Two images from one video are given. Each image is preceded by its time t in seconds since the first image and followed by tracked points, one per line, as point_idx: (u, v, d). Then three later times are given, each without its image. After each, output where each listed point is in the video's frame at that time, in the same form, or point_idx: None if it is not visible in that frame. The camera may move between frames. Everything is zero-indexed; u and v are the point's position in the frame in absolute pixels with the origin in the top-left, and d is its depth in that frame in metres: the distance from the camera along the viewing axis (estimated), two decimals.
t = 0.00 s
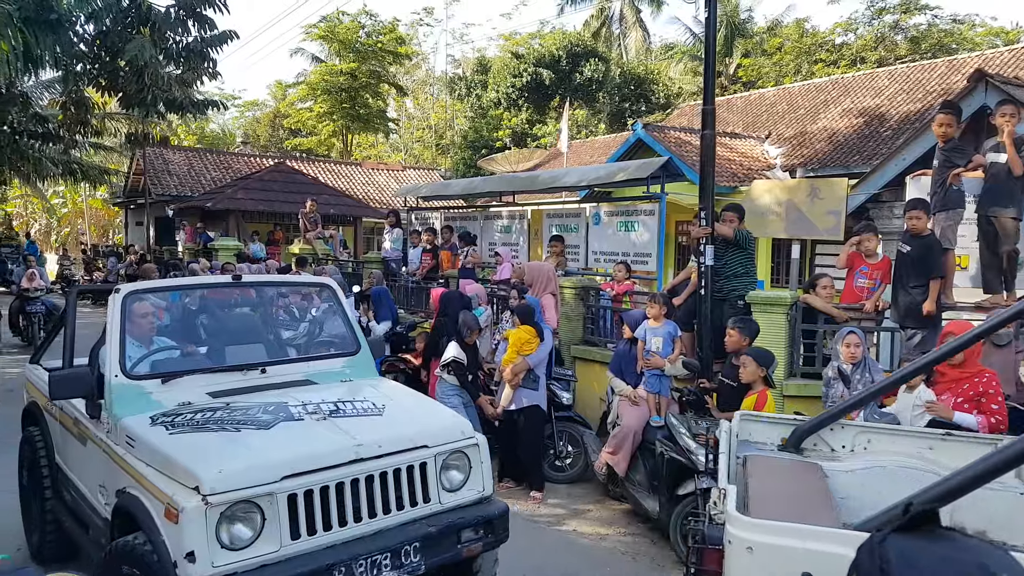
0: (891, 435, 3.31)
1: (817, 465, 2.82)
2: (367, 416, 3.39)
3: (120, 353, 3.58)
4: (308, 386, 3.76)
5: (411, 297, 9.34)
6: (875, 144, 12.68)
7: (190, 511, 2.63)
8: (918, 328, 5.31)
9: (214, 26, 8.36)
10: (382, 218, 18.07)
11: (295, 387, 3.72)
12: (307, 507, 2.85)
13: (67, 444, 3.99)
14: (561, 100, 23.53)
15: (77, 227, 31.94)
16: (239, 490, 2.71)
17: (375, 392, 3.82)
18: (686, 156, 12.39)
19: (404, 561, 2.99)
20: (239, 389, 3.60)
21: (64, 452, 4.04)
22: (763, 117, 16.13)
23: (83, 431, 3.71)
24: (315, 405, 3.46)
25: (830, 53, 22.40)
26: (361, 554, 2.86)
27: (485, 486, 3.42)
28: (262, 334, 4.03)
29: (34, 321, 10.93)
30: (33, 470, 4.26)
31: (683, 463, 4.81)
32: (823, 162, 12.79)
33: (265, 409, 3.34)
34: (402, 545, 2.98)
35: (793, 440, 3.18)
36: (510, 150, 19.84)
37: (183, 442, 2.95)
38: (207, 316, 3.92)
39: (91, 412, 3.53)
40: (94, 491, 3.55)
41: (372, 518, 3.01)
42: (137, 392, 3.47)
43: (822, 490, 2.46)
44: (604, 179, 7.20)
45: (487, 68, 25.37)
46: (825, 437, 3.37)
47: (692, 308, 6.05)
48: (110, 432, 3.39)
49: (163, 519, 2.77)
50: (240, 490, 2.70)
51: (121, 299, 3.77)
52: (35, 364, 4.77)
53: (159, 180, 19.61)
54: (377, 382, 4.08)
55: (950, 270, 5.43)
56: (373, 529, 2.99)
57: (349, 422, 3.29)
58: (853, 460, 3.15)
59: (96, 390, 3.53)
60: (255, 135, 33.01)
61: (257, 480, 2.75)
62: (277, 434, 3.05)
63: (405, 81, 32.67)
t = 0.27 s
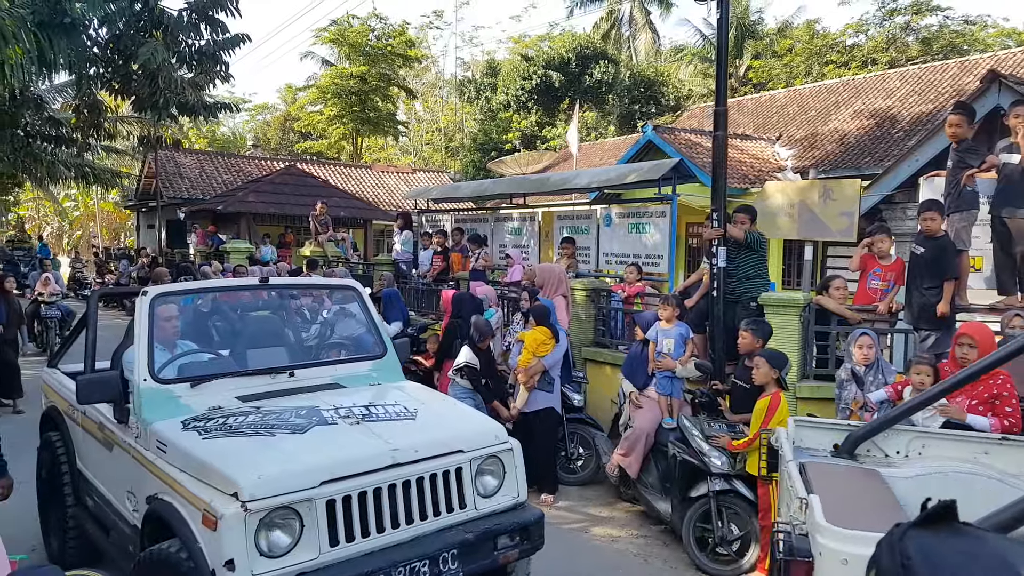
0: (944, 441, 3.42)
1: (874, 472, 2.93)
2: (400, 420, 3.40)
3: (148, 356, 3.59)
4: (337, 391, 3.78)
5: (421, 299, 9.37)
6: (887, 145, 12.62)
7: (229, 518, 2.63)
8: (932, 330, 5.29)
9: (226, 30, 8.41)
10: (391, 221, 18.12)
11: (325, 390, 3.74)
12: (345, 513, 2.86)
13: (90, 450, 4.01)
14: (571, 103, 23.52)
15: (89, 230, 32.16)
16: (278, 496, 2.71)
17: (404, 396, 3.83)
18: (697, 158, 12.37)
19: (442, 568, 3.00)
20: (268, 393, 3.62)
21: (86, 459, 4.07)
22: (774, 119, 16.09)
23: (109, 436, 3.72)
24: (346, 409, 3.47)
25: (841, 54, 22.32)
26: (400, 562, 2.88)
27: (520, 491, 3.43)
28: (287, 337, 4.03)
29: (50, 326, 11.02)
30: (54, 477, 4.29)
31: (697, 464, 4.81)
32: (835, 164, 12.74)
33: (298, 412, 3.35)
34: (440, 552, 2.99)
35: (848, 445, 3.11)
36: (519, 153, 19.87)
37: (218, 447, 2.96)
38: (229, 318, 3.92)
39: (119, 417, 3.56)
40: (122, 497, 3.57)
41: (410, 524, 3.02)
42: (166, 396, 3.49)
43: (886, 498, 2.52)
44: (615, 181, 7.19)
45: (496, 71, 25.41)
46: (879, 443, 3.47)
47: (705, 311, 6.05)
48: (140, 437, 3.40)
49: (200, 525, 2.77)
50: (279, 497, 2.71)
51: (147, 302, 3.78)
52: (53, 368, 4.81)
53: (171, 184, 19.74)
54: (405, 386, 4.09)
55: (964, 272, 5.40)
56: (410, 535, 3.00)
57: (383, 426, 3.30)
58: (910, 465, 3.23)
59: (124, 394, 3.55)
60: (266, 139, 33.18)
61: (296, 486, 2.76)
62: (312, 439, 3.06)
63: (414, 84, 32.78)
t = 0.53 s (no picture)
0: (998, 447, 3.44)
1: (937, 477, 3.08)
2: (428, 426, 3.37)
3: (173, 363, 3.58)
4: (361, 395, 3.76)
5: (432, 301, 9.36)
6: (901, 144, 12.51)
7: (263, 527, 2.62)
8: (948, 331, 5.22)
9: (238, 34, 8.45)
10: (403, 223, 18.15)
11: (350, 396, 3.73)
12: (378, 521, 2.85)
13: (112, 458, 4.01)
14: (581, 103, 23.46)
15: (103, 234, 32.40)
16: (312, 504, 2.70)
17: (429, 401, 3.81)
18: (709, 158, 12.30)
19: None
20: (294, 398, 3.61)
21: (108, 466, 4.07)
22: (787, 119, 15.98)
23: (133, 442, 3.72)
24: (373, 414, 3.46)
25: (854, 53, 22.15)
26: (433, 569, 2.85)
27: (551, 498, 3.39)
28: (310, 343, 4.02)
29: (68, 331, 11.11)
30: (74, 484, 4.30)
31: (709, 468, 4.77)
32: (849, 163, 12.63)
33: (325, 418, 3.34)
34: (473, 560, 2.96)
35: (899, 453, 3.20)
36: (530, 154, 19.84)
37: (248, 454, 2.95)
38: (250, 323, 3.89)
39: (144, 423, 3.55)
40: (146, 505, 3.57)
41: (442, 531, 3.00)
42: (192, 402, 3.48)
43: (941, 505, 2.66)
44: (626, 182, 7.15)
45: (507, 72, 25.37)
46: (934, 449, 3.48)
47: (718, 312, 6.00)
48: (166, 443, 3.39)
49: (232, 534, 2.76)
50: (312, 505, 2.70)
51: (171, 306, 3.76)
52: (71, 373, 4.84)
53: (184, 188, 19.87)
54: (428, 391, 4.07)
55: (981, 272, 5.32)
56: (443, 543, 2.98)
57: (411, 431, 3.28)
58: (967, 472, 3.24)
59: (148, 400, 3.54)
60: (278, 142, 33.34)
61: (329, 494, 2.74)
62: (342, 445, 3.04)
63: (425, 86, 32.86)
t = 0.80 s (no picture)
0: None
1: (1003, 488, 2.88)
2: (461, 431, 3.33)
3: (204, 366, 3.54)
4: (391, 399, 3.72)
5: (450, 302, 9.32)
6: (927, 143, 12.29)
7: (301, 534, 2.57)
8: (975, 335, 5.07)
9: (258, 36, 8.47)
10: (422, 223, 18.17)
11: (380, 399, 3.70)
12: (414, 528, 2.80)
13: (140, 461, 4.00)
14: (601, 103, 23.33)
15: (127, 234, 32.78)
16: (348, 511, 2.65)
17: (459, 405, 3.77)
18: (730, 158, 12.16)
19: None
20: (324, 402, 3.57)
21: (136, 470, 4.06)
22: (810, 118, 15.78)
23: (162, 446, 3.69)
24: (404, 419, 3.41)
25: (878, 51, 21.83)
26: None
27: (586, 506, 3.34)
28: (337, 346, 3.98)
29: (96, 332, 11.08)
30: (101, 487, 4.29)
31: (730, 472, 4.68)
32: (873, 163, 12.44)
33: (357, 422, 3.30)
34: (511, 568, 2.91)
35: (962, 462, 2.98)
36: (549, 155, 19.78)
37: (282, 459, 2.91)
38: (277, 325, 3.86)
39: (173, 427, 3.51)
40: (175, 509, 3.54)
41: (478, 539, 2.94)
42: (223, 405, 3.45)
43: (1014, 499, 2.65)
44: (646, 183, 7.07)
45: (526, 72, 25.30)
46: (994, 460, 3.11)
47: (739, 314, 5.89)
48: (197, 447, 3.36)
49: (268, 541, 2.71)
50: (348, 512, 2.64)
51: (202, 307, 3.73)
52: (97, 376, 4.87)
53: (206, 189, 20.04)
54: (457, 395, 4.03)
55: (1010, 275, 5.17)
56: (480, 551, 2.92)
57: (445, 437, 3.23)
58: None
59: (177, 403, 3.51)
60: (299, 143, 33.57)
61: (365, 500, 2.70)
62: (376, 451, 3.00)
63: (444, 87, 32.91)
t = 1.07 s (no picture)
0: None
1: None
2: (505, 434, 3.32)
3: (245, 367, 3.56)
4: (430, 401, 3.73)
5: (476, 302, 9.32)
6: (962, 143, 12.05)
7: (350, 539, 2.56)
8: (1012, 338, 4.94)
9: (288, 38, 8.53)
10: (448, 223, 18.22)
11: (420, 401, 3.70)
12: (462, 533, 2.79)
13: (178, 461, 4.03)
14: (629, 102, 23.19)
15: (159, 234, 33.30)
16: (396, 515, 2.65)
17: (499, 407, 3.76)
18: (760, 158, 12.02)
19: None
20: (365, 403, 3.58)
21: (173, 469, 4.10)
22: (842, 118, 15.54)
23: (203, 446, 3.72)
24: (446, 421, 3.41)
25: (912, 50, 21.43)
26: None
27: (632, 512, 3.31)
28: (376, 346, 4.00)
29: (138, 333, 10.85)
30: (137, 486, 4.34)
31: (759, 476, 4.61)
32: (906, 163, 12.22)
33: (399, 424, 3.30)
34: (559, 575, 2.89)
35: None
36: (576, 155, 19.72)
37: (328, 461, 2.91)
38: (316, 325, 3.89)
39: (215, 427, 3.52)
40: (216, 510, 3.56)
41: (525, 545, 2.93)
42: (265, 406, 3.47)
43: None
44: (675, 183, 7.01)
45: (553, 73, 25.22)
46: None
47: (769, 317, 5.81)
48: (240, 448, 3.38)
49: (316, 545, 2.70)
50: (397, 516, 2.64)
51: (243, 308, 3.76)
52: (131, 376, 4.93)
53: (236, 189, 20.29)
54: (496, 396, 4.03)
55: None
56: (526, 557, 2.91)
57: (490, 441, 3.22)
58: None
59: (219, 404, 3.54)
60: (327, 144, 33.86)
61: (413, 504, 2.70)
62: (422, 454, 2.99)
63: (471, 88, 33.01)
